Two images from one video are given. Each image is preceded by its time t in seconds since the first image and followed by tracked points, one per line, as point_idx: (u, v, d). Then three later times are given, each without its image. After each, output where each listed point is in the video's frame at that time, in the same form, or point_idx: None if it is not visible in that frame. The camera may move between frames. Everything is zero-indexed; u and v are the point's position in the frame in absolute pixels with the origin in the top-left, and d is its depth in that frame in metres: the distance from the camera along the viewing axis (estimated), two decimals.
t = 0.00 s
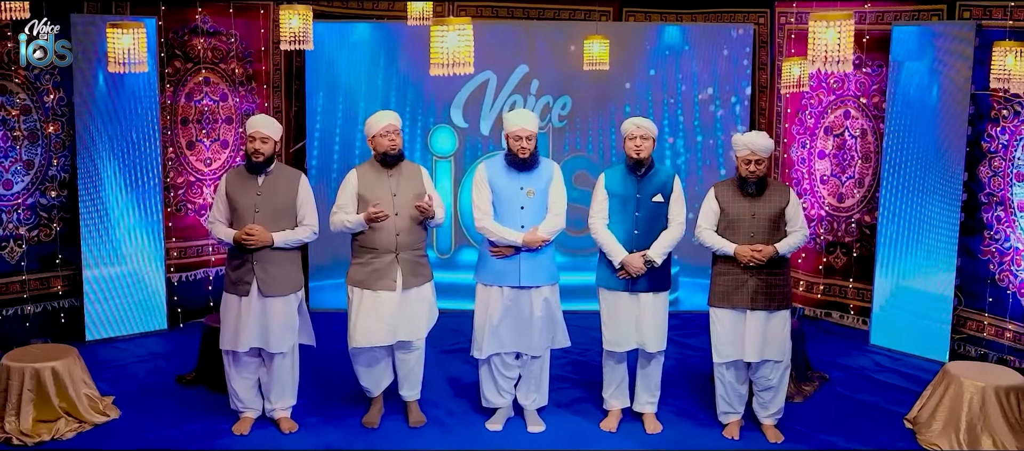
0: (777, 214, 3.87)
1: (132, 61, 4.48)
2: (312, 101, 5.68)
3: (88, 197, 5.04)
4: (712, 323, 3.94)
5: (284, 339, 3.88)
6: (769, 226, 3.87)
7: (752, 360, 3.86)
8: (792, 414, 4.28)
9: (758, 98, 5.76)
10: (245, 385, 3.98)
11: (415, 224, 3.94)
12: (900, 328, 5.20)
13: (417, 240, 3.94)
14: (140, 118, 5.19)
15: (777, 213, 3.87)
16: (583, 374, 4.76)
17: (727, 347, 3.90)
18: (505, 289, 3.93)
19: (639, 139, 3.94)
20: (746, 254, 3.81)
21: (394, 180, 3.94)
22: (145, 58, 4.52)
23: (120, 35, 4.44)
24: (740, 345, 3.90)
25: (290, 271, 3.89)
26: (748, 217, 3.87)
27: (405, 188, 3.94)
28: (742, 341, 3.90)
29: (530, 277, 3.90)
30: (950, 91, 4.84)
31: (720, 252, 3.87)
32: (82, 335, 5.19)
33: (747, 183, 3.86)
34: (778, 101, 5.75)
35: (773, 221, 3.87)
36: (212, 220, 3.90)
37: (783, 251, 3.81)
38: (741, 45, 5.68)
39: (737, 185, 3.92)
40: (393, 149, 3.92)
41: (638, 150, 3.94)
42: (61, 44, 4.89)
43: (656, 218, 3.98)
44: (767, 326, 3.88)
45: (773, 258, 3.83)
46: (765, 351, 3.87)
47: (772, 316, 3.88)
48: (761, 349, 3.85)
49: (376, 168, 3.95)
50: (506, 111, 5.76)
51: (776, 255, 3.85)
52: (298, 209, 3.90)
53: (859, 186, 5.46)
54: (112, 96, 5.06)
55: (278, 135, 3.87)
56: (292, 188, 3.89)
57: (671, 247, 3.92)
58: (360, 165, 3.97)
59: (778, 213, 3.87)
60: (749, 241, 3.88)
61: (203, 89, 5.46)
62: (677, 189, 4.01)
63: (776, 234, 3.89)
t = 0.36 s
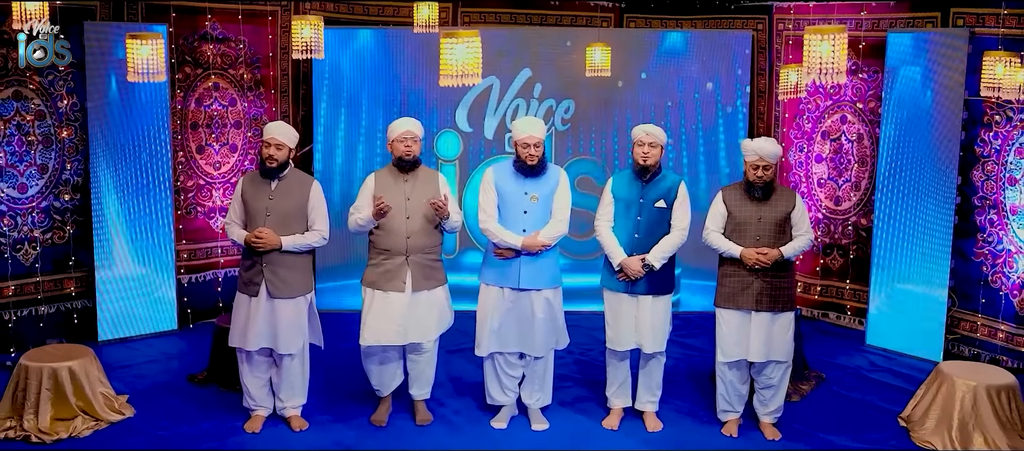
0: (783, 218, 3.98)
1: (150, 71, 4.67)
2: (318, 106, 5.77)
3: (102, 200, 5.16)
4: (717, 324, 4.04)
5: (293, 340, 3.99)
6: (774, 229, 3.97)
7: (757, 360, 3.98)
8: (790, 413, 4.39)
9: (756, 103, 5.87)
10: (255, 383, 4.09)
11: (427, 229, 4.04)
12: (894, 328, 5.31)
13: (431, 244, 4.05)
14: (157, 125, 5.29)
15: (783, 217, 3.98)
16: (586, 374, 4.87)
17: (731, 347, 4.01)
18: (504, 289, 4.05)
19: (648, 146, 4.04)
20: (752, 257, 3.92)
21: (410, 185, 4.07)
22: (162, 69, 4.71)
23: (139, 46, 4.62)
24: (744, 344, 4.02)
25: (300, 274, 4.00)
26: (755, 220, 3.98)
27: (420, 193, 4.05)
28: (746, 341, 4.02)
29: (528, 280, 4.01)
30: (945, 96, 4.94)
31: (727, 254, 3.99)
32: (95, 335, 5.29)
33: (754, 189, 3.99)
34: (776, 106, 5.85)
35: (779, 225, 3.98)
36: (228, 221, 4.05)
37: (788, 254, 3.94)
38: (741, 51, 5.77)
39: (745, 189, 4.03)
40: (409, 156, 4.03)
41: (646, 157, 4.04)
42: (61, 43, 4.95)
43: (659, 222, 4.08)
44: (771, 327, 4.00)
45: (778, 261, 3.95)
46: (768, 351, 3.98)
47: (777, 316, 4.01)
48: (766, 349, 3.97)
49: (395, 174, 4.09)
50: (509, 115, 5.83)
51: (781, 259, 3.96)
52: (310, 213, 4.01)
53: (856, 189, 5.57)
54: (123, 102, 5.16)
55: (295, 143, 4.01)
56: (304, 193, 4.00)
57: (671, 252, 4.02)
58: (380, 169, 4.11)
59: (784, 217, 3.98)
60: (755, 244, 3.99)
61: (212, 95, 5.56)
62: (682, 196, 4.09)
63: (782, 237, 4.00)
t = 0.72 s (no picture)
0: (785, 221, 4.02)
1: (154, 76, 4.72)
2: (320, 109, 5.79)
3: (105, 204, 5.19)
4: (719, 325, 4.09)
5: (295, 342, 4.02)
6: (777, 233, 4.01)
7: (757, 361, 4.02)
8: (789, 414, 4.43)
9: (755, 105, 5.90)
10: (258, 384, 4.13)
11: (430, 232, 4.09)
12: (892, 329, 5.35)
13: (434, 247, 4.09)
14: (160, 127, 5.33)
15: (785, 220, 4.01)
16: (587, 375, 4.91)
17: (732, 349, 4.06)
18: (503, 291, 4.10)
19: (651, 152, 4.08)
20: (753, 259, 3.97)
21: (413, 188, 4.11)
22: (167, 74, 4.76)
23: (144, 52, 4.67)
24: (745, 346, 4.06)
25: (302, 277, 4.04)
26: (758, 224, 4.02)
27: (423, 197, 4.09)
28: (747, 342, 4.06)
29: (525, 283, 4.04)
30: (943, 99, 4.97)
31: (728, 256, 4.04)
32: (99, 337, 5.34)
33: (758, 193, 4.03)
34: (776, 109, 5.87)
35: (781, 228, 4.01)
36: (233, 224, 4.10)
37: (791, 257, 3.96)
38: (740, 54, 5.80)
39: (748, 193, 4.07)
40: (413, 160, 4.08)
41: (648, 162, 4.08)
42: (62, 44, 4.97)
43: (659, 225, 4.11)
44: (772, 331, 4.04)
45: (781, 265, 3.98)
46: (769, 353, 4.03)
47: (779, 319, 4.05)
48: (767, 351, 4.02)
49: (399, 178, 4.14)
50: (509, 118, 5.87)
51: (784, 262, 4.00)
52: (312, 216, 4.05)
53: (854, 191, 5.59)
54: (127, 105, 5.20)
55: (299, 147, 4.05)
56: (306, 197, 4.03)
57: (669, 256, 4.04)
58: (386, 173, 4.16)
59: (786, 221, 4.02)
60: (758, 248, 4.03)
61: (215, 98, 5.59)
62: (682, 200, 4.12)
63: (785, 241, 4.03)
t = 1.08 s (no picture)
0: (786, 224, 4.03)
1: (155, 79, 4.74)
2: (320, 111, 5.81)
3: (104, 207, 5.20)
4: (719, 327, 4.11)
5: (296, 344, 4.03)
6: (778, 235, 4.03)
7: (758, 363, 4.03)
8: (788, 415, 4.44)
9: (755, 107, 5.91)
10: (258, 385, 4.14)
11: (430, 234, 4.10)
12: (891, 332, 5.36)
13: (434, 249, 4.11)
14: (160, 129, 5.33)
15: (787, 223, 4.03)
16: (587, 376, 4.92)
17: (732, 350, 4.07)
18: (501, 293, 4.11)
19: (653, 155, 4.09)
20: (754, 262, 3.98)
21: (414, 190, 4.13)
22: (167, 77, 4.78)
23: (145, 56, 4.69)
24: (746, 348, 4.07)
25: (303, 279, 4.05)
26: (759, 226, 4.04)
27: (423, 199, 4.11)
28: (747, 344, 4.07)
29: (523, 285, 4.06)
30: (941, 101, 4.98)
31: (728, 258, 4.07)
32: (99, 338, 5.35)
33: (760, 195, 4.04)
34: (775, 111, 5.87)
35: (782, 230, 4.03)
36: (234, 225, 4.11)
37: (793, 260, 3.98)
38: (740, 56, 5.81)
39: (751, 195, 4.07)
40: (413, 162, 4.10)
41: (650, 164, 4.10)
42: (61, 44, 4.98)
43: (660, 227, 4.13)
44: (773, 333, 4.05)
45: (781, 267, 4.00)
46: (770, 355, 4.04)
47: (780, 321, 4.06)
48: (768, 352, 4.03)
49: (401, 180, 4.15)
50: (509, 119, 5.89)
51: (784, 264, 4.02)
52: (313, 218, 4.06)
53: (853, 193, 5.61)
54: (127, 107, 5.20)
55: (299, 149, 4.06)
56: (307, 199, 4.05)
57: (669, 258, 4.05)
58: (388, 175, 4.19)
59: (787, 224, 4.03)
60: (759, 250, 4.05)
61: (215, 99, 5.60)
62: (683, 202, 4.13)
63: (786, 243, 4.05)
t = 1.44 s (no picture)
0: (787, 226, 4.05)
1: (154, 82, 4.75)
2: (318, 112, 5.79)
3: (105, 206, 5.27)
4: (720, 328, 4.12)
5: (297, 346, 4.04)
6: (779, 237, 4.05)
7: (761, 365, 4.05)
8: (788, 417, 4.45)
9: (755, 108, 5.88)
10: (258, 387, 4.15)
11: (429, 237, 4.10)
12: (895, 332, 5.43)
13: (433, 251, 4.12)
14: (160, 132, 5.44)
15: (788, 225, 4.04)
16: (587, 378, 4.94)
17: (733, 352, 4.08)
18: (500, 295, 4.12)
19: (654, 158, 4.10)
20: (754, 262, 4.00)
21: (413, 192, 4.13)
22: (167, 79, 4.78)
23: (146, 59, 4.71)
24: (746, 350, 4.08)
25: (304, 280, 4.06)
26: (760, 228, 4.05)
27: (423, 201, 4.11)
28: (748, 346, 4.08)
29: (521, 287, 4.07)
30: (939, 103, 5.03)
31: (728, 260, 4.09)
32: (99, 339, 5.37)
33: (761, 197, 4.06)
34: (774, 113, 5.82)
35: (783, 232, 4.05)
36: (235, 227, 4.12)
37: (792, 261, 4.02)
38: (740, 58, 5.80)
39: (753, 198, 4.07)
40: (414, 164, 4.09)
41: (652, 166, 4.11)
42: (60, 44, 4.96)
43: (660, 230, 4.13)
44: (774, 335, 4.05)
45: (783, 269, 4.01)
46: (770, 356, 4.05)
47: (781, 324, 4.06)
48: (769, 355, 4.04)
49: (401, 181, 4.16)
50: (509, 121, 5.89)
51: (785, 266, 4.03)
52: (314, 220, 4.07)
53: (852, 194, 5.61)
54: (122, 111, 5.27)
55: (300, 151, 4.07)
56: (308, 201, 4.05)
57: (668, 260, 4.07)
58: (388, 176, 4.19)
59: (788, 226, 4.05)
60: (760, 252, 4.07)
61: (216, 101, 5.60)
62: (683, 204, 4.12)
63: (787, 245, 4.06)
